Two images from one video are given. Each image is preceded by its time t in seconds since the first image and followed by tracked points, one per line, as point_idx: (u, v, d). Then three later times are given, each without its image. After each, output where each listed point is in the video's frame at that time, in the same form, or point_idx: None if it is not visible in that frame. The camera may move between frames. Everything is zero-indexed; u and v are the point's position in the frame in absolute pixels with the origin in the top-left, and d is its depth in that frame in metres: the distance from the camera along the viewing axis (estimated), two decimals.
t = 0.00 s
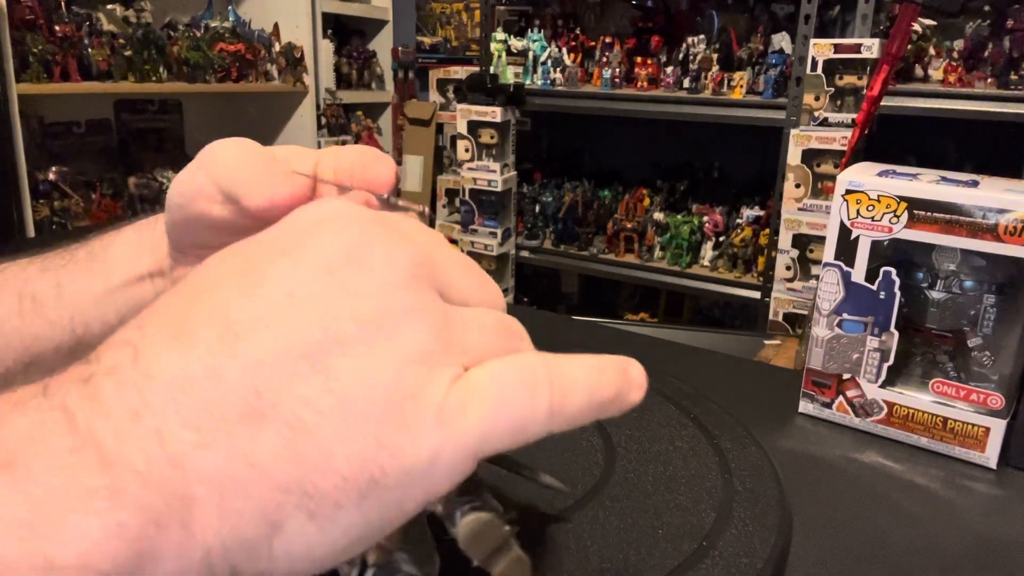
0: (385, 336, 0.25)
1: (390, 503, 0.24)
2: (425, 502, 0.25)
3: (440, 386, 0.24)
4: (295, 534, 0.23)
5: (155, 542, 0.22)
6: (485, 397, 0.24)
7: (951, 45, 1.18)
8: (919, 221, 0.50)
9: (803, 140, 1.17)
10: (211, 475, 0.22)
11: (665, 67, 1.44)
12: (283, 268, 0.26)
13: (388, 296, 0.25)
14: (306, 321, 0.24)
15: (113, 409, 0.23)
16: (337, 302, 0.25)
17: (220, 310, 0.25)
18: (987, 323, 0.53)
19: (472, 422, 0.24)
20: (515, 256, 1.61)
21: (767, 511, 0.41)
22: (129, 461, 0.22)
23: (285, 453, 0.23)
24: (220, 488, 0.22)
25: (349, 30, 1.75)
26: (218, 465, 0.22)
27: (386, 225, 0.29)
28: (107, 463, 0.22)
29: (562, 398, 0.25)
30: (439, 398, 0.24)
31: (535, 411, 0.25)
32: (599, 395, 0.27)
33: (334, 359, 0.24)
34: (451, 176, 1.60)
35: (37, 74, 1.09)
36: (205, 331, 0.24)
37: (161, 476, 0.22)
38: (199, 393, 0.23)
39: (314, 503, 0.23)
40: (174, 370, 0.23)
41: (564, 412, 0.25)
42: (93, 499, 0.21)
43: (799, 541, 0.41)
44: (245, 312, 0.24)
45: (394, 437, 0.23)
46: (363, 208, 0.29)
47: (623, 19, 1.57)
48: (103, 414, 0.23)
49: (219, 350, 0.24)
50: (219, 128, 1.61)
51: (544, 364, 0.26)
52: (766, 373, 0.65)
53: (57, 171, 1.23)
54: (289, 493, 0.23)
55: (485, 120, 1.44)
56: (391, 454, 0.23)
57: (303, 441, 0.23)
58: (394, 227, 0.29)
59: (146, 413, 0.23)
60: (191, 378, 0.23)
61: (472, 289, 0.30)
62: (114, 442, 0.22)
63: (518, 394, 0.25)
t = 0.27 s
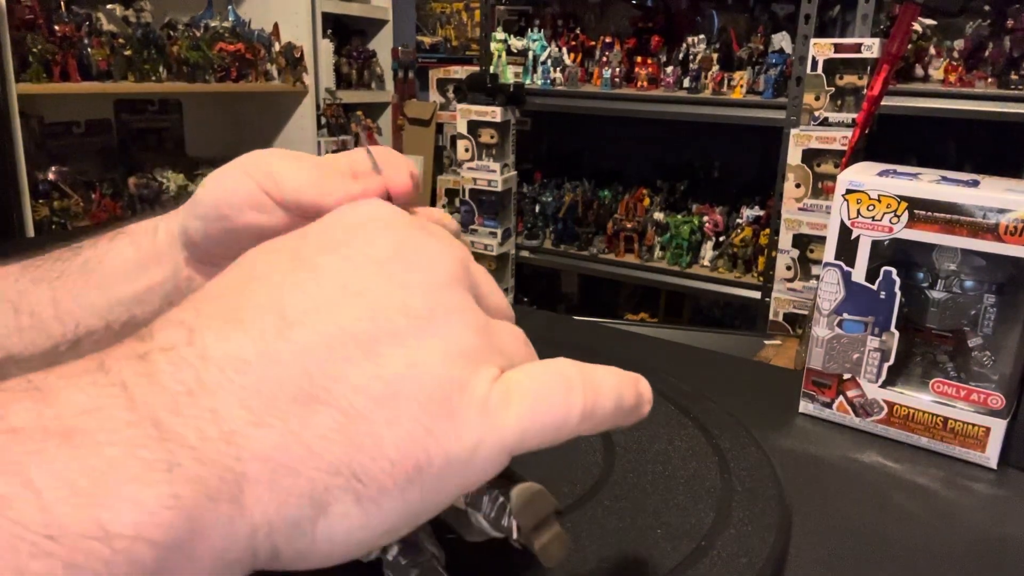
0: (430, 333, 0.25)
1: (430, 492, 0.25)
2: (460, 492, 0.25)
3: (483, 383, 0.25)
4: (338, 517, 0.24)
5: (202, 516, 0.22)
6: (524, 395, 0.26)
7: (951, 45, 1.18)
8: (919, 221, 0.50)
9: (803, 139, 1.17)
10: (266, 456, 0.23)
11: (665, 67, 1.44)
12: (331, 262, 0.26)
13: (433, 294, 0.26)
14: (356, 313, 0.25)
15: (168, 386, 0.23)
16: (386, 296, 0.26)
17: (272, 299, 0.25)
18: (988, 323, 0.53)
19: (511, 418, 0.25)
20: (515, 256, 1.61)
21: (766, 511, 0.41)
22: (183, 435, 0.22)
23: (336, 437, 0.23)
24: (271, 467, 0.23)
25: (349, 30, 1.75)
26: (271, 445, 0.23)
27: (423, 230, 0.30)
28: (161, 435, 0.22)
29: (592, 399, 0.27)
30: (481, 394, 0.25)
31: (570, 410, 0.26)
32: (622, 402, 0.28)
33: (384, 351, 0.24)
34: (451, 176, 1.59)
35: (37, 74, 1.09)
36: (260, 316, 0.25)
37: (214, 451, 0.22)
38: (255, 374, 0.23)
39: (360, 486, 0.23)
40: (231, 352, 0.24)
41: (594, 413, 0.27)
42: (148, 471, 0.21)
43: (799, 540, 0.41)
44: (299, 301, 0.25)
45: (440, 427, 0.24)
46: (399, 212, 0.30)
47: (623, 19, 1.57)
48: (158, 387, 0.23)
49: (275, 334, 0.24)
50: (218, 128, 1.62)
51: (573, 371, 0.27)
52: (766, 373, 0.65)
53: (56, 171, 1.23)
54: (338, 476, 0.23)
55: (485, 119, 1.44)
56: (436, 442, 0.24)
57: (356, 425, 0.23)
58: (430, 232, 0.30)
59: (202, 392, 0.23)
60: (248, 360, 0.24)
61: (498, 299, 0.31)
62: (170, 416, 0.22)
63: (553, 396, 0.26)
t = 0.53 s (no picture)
0: (451, 359, 0.24)
1: (435, 515, 0.24)
2: (464, 513, 0.25)
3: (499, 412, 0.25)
4: (344, 536, 0.23)
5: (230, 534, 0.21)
6: (535, 427, 0.25)
7: (951, 45, 1.18)
8: (919, 221, 0.50)
9: (803, 140, 1.17)
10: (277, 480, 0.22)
11: (665, 67, 1.44)
12: (353, 273, 0.25)
13: (455, 317, 0.25)
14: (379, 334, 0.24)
15: (193, 399, 0.22)
16: (409, 316, 0.24)
17: (294, 310, 0.24)
18: (987, 323, 0.53)
19: (521, 450, 0.25)
20: (515, 256, 1.61)
21: (766, 511, 0.41)
22: (211, 453, 0.21)
23: (349, 464, 0.22)
24: (287, 488, 0.22)
25: (349, 30, 1.75)
26: (287, 467, 0.22)
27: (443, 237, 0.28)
28: (192, 453, 0.21)
29: (602, 431, 0.26)
30: (494, 424, 0.24)
31: (578, 446, 0.25)
32: (630, 433, 0.27)
33: (405, 376, 0.23)
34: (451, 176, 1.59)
35: (37, 74, 1.09)
36: (282, 329, 0.23)
37: (242, 468, 0.22)
38: (275, 393, 0.22)
39: (368, 510, 0.23)
40: (252, 366, 0.23)
41: (602, 447, 0.26)
42: (181, 491, 0.20)
43: (799, 540, 0.41)
44: (321, 312, 0.24)
45: (451, 459, 0.24)
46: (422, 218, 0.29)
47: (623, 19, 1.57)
48: (184, 399, 0.22)
49: (296, 350, 0.23)
50: (218, 128, 1.62)
51: (584, 405, 0.26)
52: (766, 373, 0.65)
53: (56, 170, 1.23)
54: (348, 500, 0.23)
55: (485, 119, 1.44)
56: (445, 473, 0.24)
57: (368, 454, 0.23)
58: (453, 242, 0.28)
59: (228, 408, 0.22)
60: (269, 373, 0.22)
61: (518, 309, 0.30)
62: (198, 433, 0.21)
63: (564, 431, 0.25)
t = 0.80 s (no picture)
0: (438, 375, 0.26)
1: (429, 525, 0.26)
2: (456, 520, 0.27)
3: (485, 423, 0.26)
4: (340, 548, 0.25)
5: (224, 552, 0.23)
6: (523, 438, 0.27)
7: (952, 45, 1.18)
8: (919, 221, 0.50)
9: (803, 140, 1.17)
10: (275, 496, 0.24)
11: (665, 67, 1.44)
12: (342, 293, 0.27)
13: (441, 334, 0.27)
14: (367, 354, 0.25)
15: (186, 420, 0.24)
16: (397, 335, 0.26)
17: (286, 331, 0.25)
18: (988, 323, 0.53)
19: (508, 459, 0.27)
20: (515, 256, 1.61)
21: (767, 512, 0.41)
22: (205, 473, 0.23)
23: (343, 479, 0.24)
24: (282, 505, 0.24)
25: (349, 30, 1.75)
26: (282, 485, 0.24)
27: (430, 251, 0.30)
28: (186, 474, 0.23)
29: (589, 438, 0.28)
30: (482, 436, 0.26)
31: (566, 453, 0.27)
32: (616, 439, 0.29)
33: (393, 393, 0.25)
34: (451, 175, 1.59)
35: (37, 74, 1.09)
36: (274, 349, 0.25)
37: (236, 488, 0.23)
38: (269, 412, 0.24)
39: (363, 524, 0.25)
40: (246, 387, 0.24)
41: (589, 453, 0.28)
42: (177, 512, 0.22)
43: (799, 541, 0.41)
44: (313, 335, 0.25)
45: (441, 471, 0.25)
46: (409, 233, 0.30)
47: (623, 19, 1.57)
48: (177, 421, 0.24)
49: (289, 370, 0.24)
50: (218, 128, 1.62)
51: (572, 412, 0.28)
52: (766, 373, 0.65)
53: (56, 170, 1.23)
54: (343, 515, 0.24)
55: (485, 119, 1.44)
56: (435, 483, 0.25)
57: (361, 469, 0.24)
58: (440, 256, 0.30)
59: (222, 429, 0.24)
60: (264, 395, 0.24)
61: (506, 318, 0.31)
62: (191, 453, 0.23)
63: (551, 439, 0.27)
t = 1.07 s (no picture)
0: (420, 380, 0.26)
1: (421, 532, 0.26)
2: (450, 526, 0.26)
3: (471, 426, 0.26)
4: (332, 559, 0.25)
5: (217, 563, 0.22)
6: (510, 438, 0.27)
7: (951, 45, 1.18)
8: (919, 221, 0.50)
9: (803, 139, 1.17)
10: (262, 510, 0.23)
11: (665, 67, 1.44)
12: (325, 303, 0.27)
13: (423, 340, 0.27)
14: (349, 362, 0.25)
15: (176, 434, 0.24)
16: (378, 343, 0.26)
17: (270, 344, 0.26)
18: (988, 323, 0.53)
19: (497, 461, 0.26)
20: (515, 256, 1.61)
21: (766, 513, 0.41)
22: (195, 486, 0.23)
23: (330, 487, 0.24)
24: (272, 517, 0.23)
25: (349, 30, 1.75)
26: (270, 496, 0.23)
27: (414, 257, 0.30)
28: (177, 487, 0.23)
29: (579, 436, 0.28)
30: (468, 439, 0.26)
31: (556, 451, 0.27)
32: (608, 436, 0.29)
33: (377, 401, 0.25)
34: (451, 175, 1.59)
35: (36, 74, 1.09)
36: (260, 361, 0.25)
37: (226, 500, 0.23)
38: (255, 425, 0.24)
39: (353, 533, 0.24)
40: (232, 401, 0.24)
41: (581, 450, 0.28)
42: (168, 524, 0.22)
43: (799, 541, 0.41)
44: (297, 345, 0.26)
45: (429, 476, 0.25)
46: (393, 241, 0.31)
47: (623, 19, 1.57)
48: (168, 436, 0.24)
49: (273, 382, 0.25)
50: (218, 128, 1.62)
51: (561, 410, 0.28)
52: (767, 373, 0.65)
53: (56, 171, 1.22)
54: (331, 524, 0.24)
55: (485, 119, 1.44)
56: (424, 490, 0.25)
57: (347, 477, 0.24)
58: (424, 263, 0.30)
59: (210, 442, 0.24)
60: (248, 407, 0.24)
61: (495, 323, 0.32)
62: (182, 467, 0.23)
63: (539, 437, 0.27)
